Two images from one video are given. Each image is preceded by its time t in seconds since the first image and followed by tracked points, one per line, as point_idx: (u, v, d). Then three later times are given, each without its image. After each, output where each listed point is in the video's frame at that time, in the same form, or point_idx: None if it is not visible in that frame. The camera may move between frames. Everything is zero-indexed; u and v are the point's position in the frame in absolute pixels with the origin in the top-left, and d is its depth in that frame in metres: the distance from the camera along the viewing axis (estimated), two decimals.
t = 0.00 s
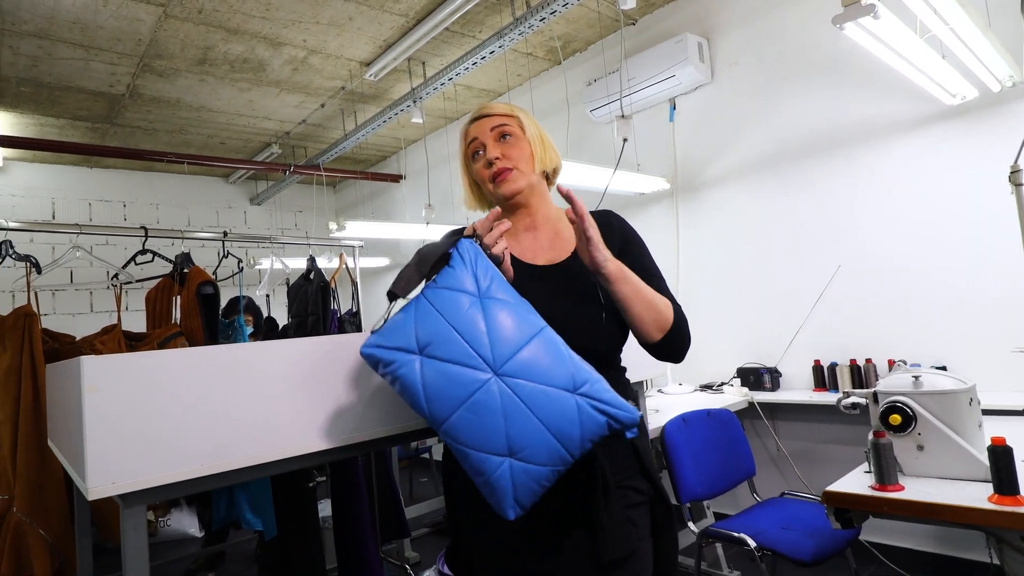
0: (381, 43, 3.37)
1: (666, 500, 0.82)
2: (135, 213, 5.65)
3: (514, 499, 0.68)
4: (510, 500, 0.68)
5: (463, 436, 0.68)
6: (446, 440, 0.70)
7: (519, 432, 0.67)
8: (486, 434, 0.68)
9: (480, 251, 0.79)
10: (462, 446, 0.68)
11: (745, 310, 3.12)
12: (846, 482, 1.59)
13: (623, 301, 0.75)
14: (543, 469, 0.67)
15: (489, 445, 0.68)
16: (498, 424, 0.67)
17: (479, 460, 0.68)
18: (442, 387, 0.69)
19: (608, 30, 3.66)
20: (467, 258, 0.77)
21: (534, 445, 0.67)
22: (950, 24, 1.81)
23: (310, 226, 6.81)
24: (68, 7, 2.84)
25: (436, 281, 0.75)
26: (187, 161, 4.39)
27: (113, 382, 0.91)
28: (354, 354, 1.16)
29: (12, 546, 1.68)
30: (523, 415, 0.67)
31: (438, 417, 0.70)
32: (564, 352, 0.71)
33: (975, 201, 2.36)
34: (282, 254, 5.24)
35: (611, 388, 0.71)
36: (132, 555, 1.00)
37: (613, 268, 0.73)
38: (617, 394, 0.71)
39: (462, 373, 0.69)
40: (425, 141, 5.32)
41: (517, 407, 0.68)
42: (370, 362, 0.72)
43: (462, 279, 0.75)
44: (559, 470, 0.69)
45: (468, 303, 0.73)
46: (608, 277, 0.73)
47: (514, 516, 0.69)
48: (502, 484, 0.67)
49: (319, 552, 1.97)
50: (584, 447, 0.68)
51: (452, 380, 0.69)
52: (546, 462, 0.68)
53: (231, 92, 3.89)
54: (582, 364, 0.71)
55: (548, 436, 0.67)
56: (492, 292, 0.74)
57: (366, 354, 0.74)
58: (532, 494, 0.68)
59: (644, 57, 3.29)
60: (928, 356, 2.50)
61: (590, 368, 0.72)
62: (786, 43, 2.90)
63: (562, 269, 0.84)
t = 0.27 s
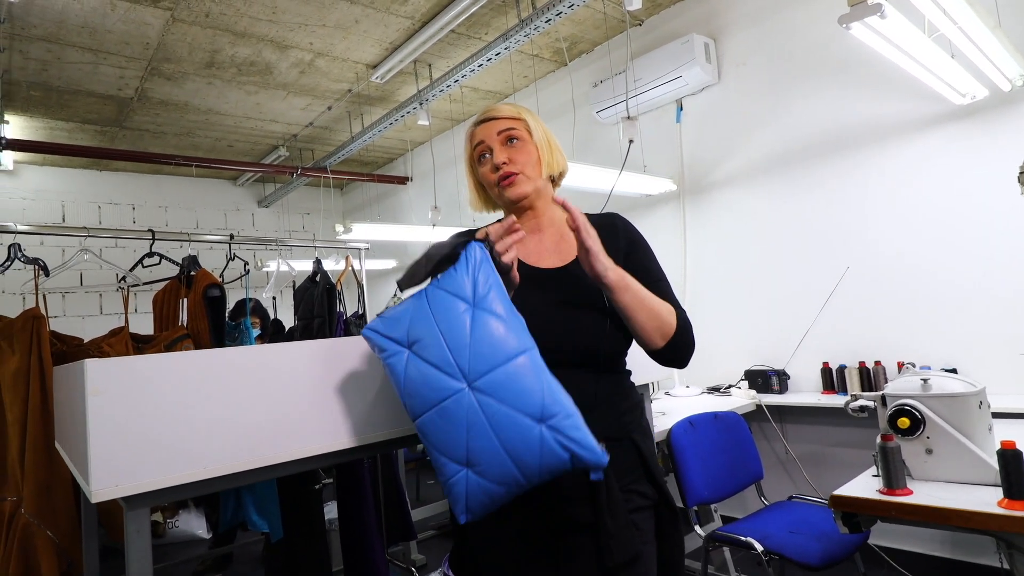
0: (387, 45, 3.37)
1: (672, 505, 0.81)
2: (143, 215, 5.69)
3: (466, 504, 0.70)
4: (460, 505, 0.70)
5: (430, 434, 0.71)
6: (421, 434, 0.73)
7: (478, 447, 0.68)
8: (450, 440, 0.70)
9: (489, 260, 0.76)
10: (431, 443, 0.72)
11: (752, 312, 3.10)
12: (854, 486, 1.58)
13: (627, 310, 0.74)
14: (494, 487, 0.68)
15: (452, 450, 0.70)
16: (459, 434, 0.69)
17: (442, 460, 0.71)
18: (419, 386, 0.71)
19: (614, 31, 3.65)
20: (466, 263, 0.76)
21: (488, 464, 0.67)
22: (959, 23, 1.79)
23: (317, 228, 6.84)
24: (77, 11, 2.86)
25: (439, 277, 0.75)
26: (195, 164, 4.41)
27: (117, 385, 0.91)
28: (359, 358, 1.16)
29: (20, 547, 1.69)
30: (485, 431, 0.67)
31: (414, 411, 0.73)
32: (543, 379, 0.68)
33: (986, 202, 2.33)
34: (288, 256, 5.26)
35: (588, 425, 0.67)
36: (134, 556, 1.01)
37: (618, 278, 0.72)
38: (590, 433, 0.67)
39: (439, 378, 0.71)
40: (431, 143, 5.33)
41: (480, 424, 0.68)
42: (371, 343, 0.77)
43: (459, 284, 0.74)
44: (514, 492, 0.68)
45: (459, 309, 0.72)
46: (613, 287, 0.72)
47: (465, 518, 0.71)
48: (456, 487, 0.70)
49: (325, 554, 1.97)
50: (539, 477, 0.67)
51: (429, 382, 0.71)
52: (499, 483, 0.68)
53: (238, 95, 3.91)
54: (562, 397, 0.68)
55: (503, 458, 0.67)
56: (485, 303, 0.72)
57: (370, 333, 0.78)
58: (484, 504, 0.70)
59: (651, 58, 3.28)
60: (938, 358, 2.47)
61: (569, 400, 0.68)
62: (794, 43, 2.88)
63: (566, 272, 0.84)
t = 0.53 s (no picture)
0: (389, 45, 3.37)
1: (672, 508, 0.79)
2: (146, 217, 5.71)
3: (485, 520, 0.69)
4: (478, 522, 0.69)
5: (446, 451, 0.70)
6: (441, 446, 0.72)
7: (491, 464, 0.67)
8: (465, 454, 0.68)
9: (500, 271, 0.76)
10: (449, 456, 0.71)
11: (757, 313, 3.08)
12: (858, 489, 1.56)
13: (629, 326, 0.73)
14: (510, 503, 0.67)
15: (467, 464, 0.69)
16: (472, 449, 0.67)
17: (460, 474, 0.70)
18: (433, 400, 0.71)
19: (617, 30, 3.63)
20: (474, 276, 0.74)
21: (501, 480, 0.66)
22: (963, 21, 1.77)
23: (320, 229, 6.84)
24: (79, 13, 2.87)
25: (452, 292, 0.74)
26: (197, 165, 4.42)
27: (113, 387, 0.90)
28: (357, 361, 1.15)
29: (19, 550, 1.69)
30: (496, 448, 0.66)
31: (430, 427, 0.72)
32: (553, 392, 0.66)
33: (994, 202, 2.31)
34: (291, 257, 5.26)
35: (600, 439, 0.65)
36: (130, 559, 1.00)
37: (620, 299, 0.71)
38: (603, 448, 0.65)
39: (451, 392, 0.70)
40: (434, 144, 5.33)
41: (491, 439, 0.66)
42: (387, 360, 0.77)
43: (470, 296, 0.73)
44: (530, 507, 0.67)
45: (467, 324, 0.71)
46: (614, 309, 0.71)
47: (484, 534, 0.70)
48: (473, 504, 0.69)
49: (325, 556, 1.97)
50: (554, 493, 0.65)
51: (440, 397, 0.70)
52: (515, 497, 0.66)
53: (240, 96, 3.91)
54: (572, 409, 0.66)
55: (517, 474, 0.65)
56: (494, 316, 0.71)
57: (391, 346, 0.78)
58: (503, 520, 0.69)
59: (654, 57, 3.26)
60: (945, 360, 2.44)
61: (580, 413, 0.66)
62: (798, 42, 2.86)
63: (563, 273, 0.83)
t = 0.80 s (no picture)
0: (392, 46, 3.36)
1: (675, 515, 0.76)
2: (150, 219, 5.73)
3: (564, 546, 0.64)
4: (557, 548, 0.65)
5: (510, 479, 0.67)
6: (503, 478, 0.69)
7: (558, 480, 0.63)
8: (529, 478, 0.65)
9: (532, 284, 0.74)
10: (513, 485, 0.68)
11: (763, 315, 3.05)
12: (866, 494, 1.52)
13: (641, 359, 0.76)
14: (588, 520, 0.63)
15: (532, 489, 0.66)
16: (535, 468, 0.64)
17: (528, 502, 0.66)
18: (486, 426, 0.69)
19: (620, 30, 3.61)
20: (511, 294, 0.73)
21: (573, 494, 0.63)
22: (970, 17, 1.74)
23: (323, 231, 6.85)
24: (81, 15, 2.87)
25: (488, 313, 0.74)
26: (200, 167, 4.42)
27: (112, 391, 0.89)
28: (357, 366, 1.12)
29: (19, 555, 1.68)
30: (559, 461, 0.63)
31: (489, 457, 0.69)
32: (609, 396, 0.64)
33: (1005, 201, 2.27)
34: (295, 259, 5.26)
35: (663, 435, 0.63)
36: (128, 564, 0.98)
37: (638, 338, 0.73)
38: (669, 444, 0.62)
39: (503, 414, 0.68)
40: (437, 145, 5.32)
41: (552, 453, 0.64)
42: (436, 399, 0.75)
43: (508, 314, 0.71)
44: (609, 523, 0.63)
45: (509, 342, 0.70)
46: (631, 347, 0.73)
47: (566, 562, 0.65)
48: (549, 529, 0.65)
49: (327, 561, 1.95)
50: (631, 501, 0.62)
51: (493, 420, 0.68)
52: (589, 514, 0.62)
53: (243, 97, 3.91)
54: (629, 408, 0.64)
55: (587, 487, 0.62)
56: (534, 329, 0.70)
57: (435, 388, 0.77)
58: (582, 543, 0.64)
59: (658, 57, 3.23)
60: (955, 363, 2.40)
61: (639, 413, 0.64)
62: (804, 40, 2.83)
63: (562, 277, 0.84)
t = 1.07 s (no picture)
0: (396, 46, 3.34)
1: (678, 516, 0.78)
2: (155, 221, 5.75)
3: None
4: None
5: (544, 509, 0.69)
6: (528, 508, 0.71)
7: (599, 509, 0.67)
8: (566, 508, 0.68)
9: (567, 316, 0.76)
10: (542, 516, 0.70)
11: (772, 317, 3.01)
12: (878, 499, 1.49)
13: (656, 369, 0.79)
14: (624, 548, 0.67)
15: (568, 518, 0.68)
16: (576, 499, 0.68)
17: (558, 534, 0.69)
18: (522, 455, 0.71)
19: (627, 28, 3.58)
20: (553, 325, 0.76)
21: (613, 523, 0.66)
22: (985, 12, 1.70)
23: (328, 233, 6.85)
24: (85, 17, 2.87)
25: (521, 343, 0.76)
26: (205, 169, 4.43)
27: (112, 396, 0.86)
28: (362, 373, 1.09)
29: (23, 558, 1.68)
30: (603, 491, 0.67)
31: (521, 487, 0.71)
32: (651, 429, 0.69)
33: (1020, 200, 2.22)
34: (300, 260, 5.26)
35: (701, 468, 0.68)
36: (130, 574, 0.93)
37: (651, 352, 0.77)
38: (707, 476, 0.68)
39: (544, 444, 0.71)
40: (443, 146, 5.30)
41: (595, 484, 0.68)
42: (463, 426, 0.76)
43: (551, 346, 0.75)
44: (643, 551, 0.67)
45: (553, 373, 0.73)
46: (646, 362, 0.76)
47: None
48: (582, 559, 0.67)
49: (331, 566, 1.93)
50: (668, 531, 0.66)
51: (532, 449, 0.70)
52: (627, 544, 0.66)
53: (248, 99, 3.91)
54: (671, 442, 0.69)
55: (629, 516, 0.66)
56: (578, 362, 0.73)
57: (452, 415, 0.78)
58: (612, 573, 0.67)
59: (665, 55, 3.20)
60: (969, 365, 2.36)
61: (678, 445, 0.69)
62: (813, 37, 2.79)
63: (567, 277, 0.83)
